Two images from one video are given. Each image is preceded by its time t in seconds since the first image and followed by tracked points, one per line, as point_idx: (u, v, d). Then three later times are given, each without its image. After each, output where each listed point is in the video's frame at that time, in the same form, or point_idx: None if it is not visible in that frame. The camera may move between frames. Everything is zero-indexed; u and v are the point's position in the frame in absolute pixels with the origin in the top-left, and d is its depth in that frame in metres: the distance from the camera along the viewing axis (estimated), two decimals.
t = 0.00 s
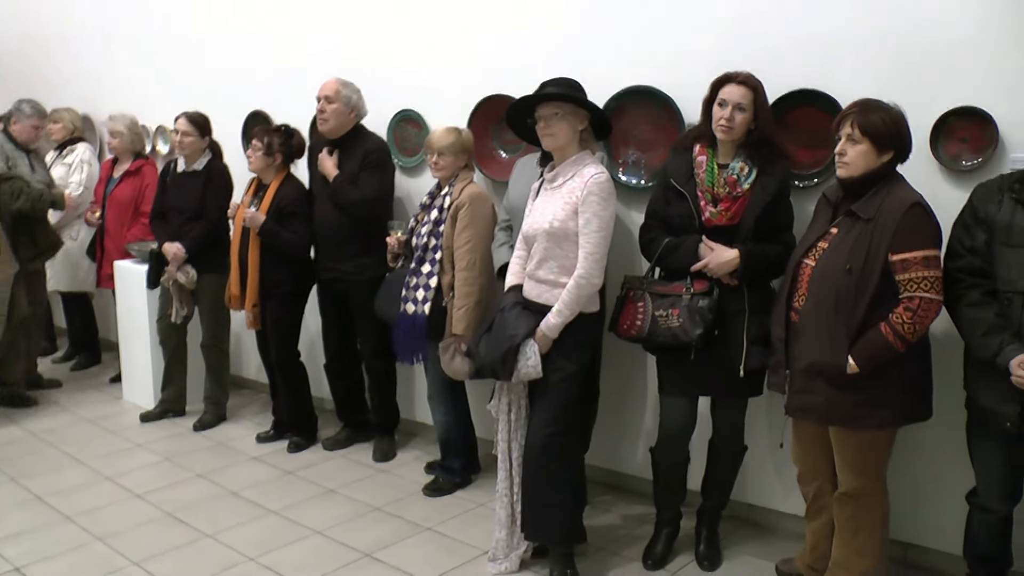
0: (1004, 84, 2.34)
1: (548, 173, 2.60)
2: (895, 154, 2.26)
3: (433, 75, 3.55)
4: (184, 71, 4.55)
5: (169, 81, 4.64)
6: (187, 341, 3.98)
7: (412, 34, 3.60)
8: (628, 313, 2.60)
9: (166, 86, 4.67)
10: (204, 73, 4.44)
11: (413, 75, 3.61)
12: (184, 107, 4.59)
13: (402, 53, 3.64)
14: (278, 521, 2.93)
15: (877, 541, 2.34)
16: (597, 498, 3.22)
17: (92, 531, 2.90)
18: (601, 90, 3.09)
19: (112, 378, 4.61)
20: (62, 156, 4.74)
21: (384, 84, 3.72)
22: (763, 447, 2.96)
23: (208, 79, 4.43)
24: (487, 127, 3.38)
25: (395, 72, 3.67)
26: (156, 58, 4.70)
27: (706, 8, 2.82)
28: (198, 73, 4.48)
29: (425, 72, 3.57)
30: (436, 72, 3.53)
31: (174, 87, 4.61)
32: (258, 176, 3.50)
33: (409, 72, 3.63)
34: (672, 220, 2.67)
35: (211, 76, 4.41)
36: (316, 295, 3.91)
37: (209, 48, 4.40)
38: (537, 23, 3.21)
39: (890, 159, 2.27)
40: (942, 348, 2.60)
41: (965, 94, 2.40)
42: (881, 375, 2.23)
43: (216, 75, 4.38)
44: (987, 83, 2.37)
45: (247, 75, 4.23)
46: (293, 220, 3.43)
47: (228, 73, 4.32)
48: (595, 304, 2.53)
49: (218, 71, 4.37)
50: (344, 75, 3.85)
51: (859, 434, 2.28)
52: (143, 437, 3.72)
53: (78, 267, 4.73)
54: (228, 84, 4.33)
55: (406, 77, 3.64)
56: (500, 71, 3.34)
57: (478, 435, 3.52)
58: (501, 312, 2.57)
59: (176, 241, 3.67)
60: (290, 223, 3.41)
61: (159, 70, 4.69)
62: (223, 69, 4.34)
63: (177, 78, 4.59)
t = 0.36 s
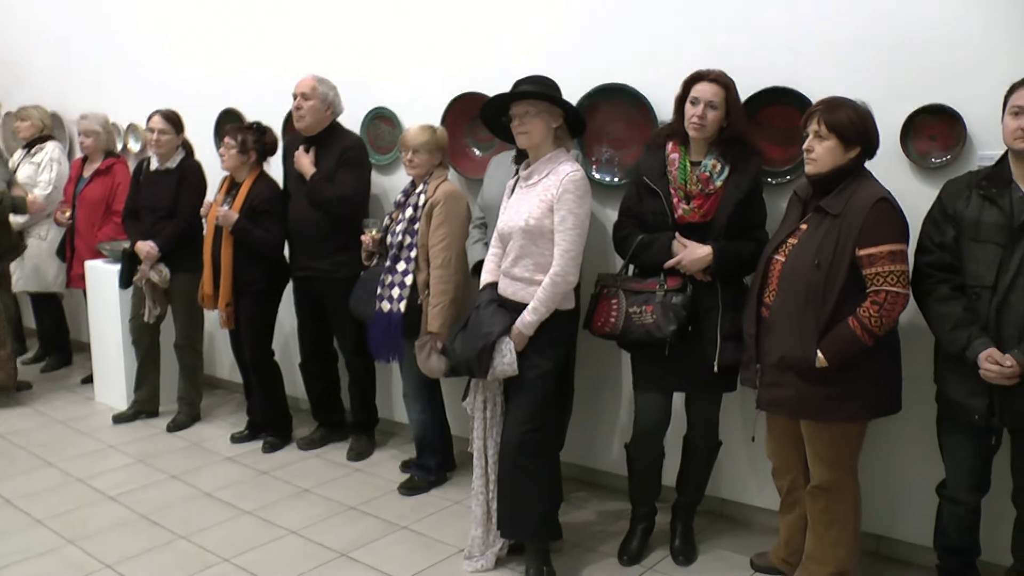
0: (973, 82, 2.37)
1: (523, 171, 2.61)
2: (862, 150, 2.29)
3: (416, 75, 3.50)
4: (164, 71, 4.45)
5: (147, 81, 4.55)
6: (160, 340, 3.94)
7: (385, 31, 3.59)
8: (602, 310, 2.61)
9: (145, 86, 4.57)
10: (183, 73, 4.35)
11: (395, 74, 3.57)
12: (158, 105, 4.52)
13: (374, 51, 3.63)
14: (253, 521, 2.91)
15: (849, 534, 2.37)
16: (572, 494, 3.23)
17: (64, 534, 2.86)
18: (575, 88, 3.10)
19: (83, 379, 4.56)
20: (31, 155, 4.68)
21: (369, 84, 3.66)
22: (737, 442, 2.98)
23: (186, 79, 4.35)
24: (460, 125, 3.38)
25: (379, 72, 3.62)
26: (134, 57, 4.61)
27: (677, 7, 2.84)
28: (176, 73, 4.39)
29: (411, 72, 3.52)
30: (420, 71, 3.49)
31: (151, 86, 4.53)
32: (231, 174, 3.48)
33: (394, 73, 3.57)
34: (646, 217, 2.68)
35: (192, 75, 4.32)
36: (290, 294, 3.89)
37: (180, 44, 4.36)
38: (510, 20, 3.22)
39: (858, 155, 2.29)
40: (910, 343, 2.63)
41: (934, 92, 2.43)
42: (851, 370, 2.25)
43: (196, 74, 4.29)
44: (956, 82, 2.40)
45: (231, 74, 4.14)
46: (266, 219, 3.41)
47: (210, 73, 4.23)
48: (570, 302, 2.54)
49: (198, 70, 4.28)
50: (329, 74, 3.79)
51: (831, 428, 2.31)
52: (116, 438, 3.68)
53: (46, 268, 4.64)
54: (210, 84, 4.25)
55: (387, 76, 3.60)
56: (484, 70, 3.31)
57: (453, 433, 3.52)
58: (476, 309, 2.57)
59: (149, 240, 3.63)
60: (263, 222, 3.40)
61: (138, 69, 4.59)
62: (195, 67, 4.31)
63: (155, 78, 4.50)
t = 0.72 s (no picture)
0: (943, 80, 2.40)
1: (499, 169, 2.61)
2: (832, 147, 2.31)
3: (390, 72, 3.49)
4: (160, 72, 4.30)
5: (140, 83, 4.41)
6: (133, 340, 3.91)
7: (359, 28, 3.58)
8: (576, 307, 2.62)
9: (139, 88, 4.42)
10: (182, 75, 4.20)
11: (395, 75, 3.48)
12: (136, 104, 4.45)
13: (348, 48, 3.62)
14: (228, 522, 2.89)
15: (822, 527, 2.39)
16: (548, 491, 3.24)
17: (35, 538, 2.82)
18: (549, 86, 3.10)
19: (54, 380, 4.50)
20: None
21: (369, 85, 3.57)
22: (711, 437, 3.00)
23: (185, 80, 4.20)
24: (434, 122, 3.38)
25: (370, 71, 3.56)
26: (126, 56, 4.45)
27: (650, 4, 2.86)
28: (175, 74, 4.23)
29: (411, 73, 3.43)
30: (415, 71, 3.42)
31: (136, 86, 4.43)
32: (203, 172, 3.46)
33: (394, 74, 3.49)
34: (619, 214, 2.69)
35: (191, 76, 4.17)
36: (264, 293, 3.87)
37: (151, 41, 4.32)
38: (485, 18, 3.22)
39: (828, 152, 2.31)
40: (879, 337, 2.66)
41: (905, 89, 2.46)
42: (822, 364, 2.28)
43: (195, 76, 4.15)
44: (926, 79, 2.42)
45: (231, 76, 4.01)
46: (240, 217, 3.40)
47: (210, 74, 4.09)
48: (546, 299, 2.55)
49: (197, 71, 4.14)
50: (330, 74, 3.68)
51: (804, 421, 2.33)
52: (89, 440, 3.64)
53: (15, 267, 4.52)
54: (202, 87, 4.13)
55: (378, 75, 3.53)
56: (483, 70, 3.26)
57: (429, 430, 3.52)
58: (452, 307, 2.56)
59: (122, 238, 3.59)
60: (236, 219, 3.39)
61: (132, 70, 4.43)
62: (166, 64, 4.27)
63: (151, 80, 4.35)
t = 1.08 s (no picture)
0: (912, 78, 2.43)
1: (474, 166, 2.60)
2: (806, 145, 2.33)
3: (365, 70, 3.48)
4: (160, 72, 4.14)
5: (119, 81, 4.34)
6: (105, 340, 3.87)
7: (332, 26, 3.56)
8: (550, 305, 2.62)
9: (118, 87, 4.35)
10: (182, 76, 4.06)
11: (363, 75, 3.49)
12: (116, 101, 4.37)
13: (322, 46, 3.60)
14: (203, 523, 2.87)
15: (797, 521, 2.41)
16: (524, 488, 3.25)
17: (5, 542, 2.78)
18: (524, 84, 3.11)
19: (24, 381, 4.44)
20: None
21: (360, 85, 3.50)
22: (686, 433, 3.02)
23: (186, 81, 4.05)
24: (407, 120, 3.37)
25: (344, 69, 3.54)
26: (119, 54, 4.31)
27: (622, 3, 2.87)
28: (175, 75, 4.09)
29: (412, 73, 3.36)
30: (389, 69, 3.41)
31: (107, 84, 4.39)
32: (175, 170, 3.44)
33: (393, 74, 3.41)
34: (592, 212, 2.70)
35: (191, 77, 4.02)
36: (238, 292, 3.85)
37: (123, 38, 4.28)
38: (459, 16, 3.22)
39: (802, 149, 2.33)
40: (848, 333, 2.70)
41: (875, 87, 2.48)
42: (795, 360, 2.30)
43: (195, 77, 4.01)
44: (896, 77, 2.45)
45: (232, 76, 3.88)
46: (213, 215, 3.38)
47: (210, 74, 3.96)
48: (521, 297, 2.55)
49: (197, 72, 4.00)
50: (311, 73, 3.65)
51: (778, 416, 2.35)
52: (61, 442, 3.60)
53: None
54: (175, 84, 4.10)
55: (352, 73, 3.52)
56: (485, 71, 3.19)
57: (404, 429, 3.51)
58: (427, 305, 2.56)
59: (94, 237, 3.55)
60: (209, 217, 3.36)
61: (131, 71, 4.27)
62: (138, 61, 4.23)
63: (150, 80, 4.19)
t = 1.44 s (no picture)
0: (882, 76, 2.45)
1: (449, 164, 2.60)
2: (779, 143, 2.35)
3: (338, 67, 3.46)
4: (159, 72, 3.99)
5: (89, 79, 4.28)
6: (76, 341, 3.83)
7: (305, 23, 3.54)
8: (525, 303, 2.62)
9: (87, 85, 4.29)
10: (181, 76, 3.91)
11: (335, 72, 3.47)
12: (89, 98, 4.30)
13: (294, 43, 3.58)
14: (177, 525, 2.85)
15: (771, 516, 2.43)
16: (500, 486, 3.25)
17: None
18: (497, 82, 3.11)
19: None
20: None
21: (333, 82, 3.48)
22: (660, 429, 3.04)
23: (185, 81, 3.91)
24: (381, 117, 3.36)
25: (317, 67, 3.52)
26: (95, 50, 4.22)
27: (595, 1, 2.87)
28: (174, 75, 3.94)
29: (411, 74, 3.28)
30: (361, 66, 3.40)
31: (77, 82, 4.33)
32: (148, 168, 3.41)
33: (366, 72, 3.39)
34: (566, 209, 2.70)
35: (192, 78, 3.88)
36: (211, 292, 3.82)
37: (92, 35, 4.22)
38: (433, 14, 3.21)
39: (775, 147, 2.35)
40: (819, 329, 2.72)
41: (845, 85, 2.51)
42: (768, 356, 2.31)
43: (196, 77, 3.87)
44: (866, 75, 2.47)
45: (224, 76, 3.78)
46: (186, 213, 3.35)
47: (209, 75, 3.83)
48: (496, 295, 2.55)
49: (198, 72, 3.86)
50: (283, 70, 3.62)
51: (752, 412, 2.36)
52: (31, 445, 3.55)
53: None
54: (146, 82, 4.05)
55: (325, 71, 3.50)
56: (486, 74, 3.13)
57: (379, 428, 3.51)
58: (402, 303, 2.55)
59: (64, 237, 3.51)
60: (182, 216, 3.33)
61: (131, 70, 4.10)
62: (108, 59, 4.18)
63: (131, 79, 4.11)
